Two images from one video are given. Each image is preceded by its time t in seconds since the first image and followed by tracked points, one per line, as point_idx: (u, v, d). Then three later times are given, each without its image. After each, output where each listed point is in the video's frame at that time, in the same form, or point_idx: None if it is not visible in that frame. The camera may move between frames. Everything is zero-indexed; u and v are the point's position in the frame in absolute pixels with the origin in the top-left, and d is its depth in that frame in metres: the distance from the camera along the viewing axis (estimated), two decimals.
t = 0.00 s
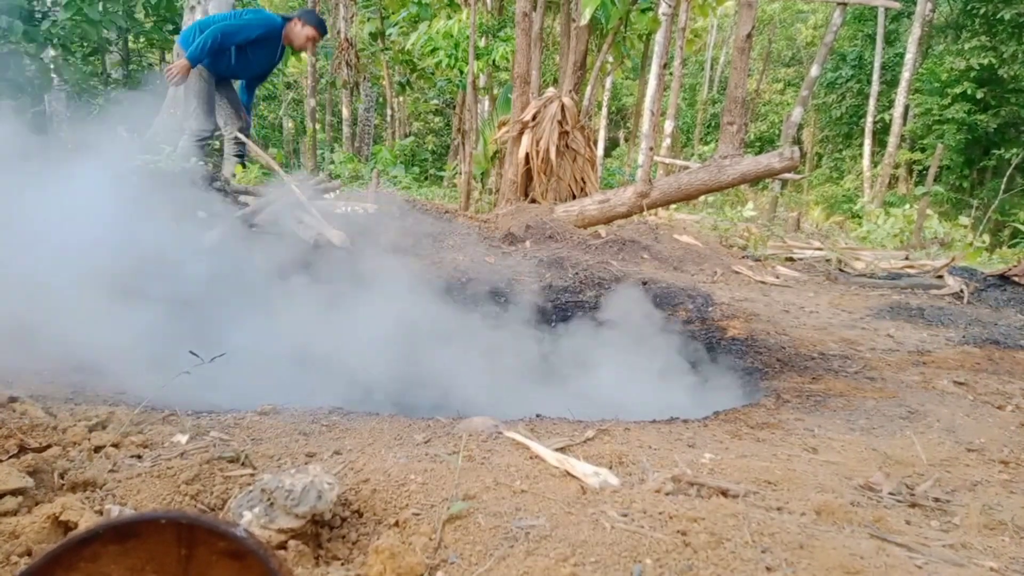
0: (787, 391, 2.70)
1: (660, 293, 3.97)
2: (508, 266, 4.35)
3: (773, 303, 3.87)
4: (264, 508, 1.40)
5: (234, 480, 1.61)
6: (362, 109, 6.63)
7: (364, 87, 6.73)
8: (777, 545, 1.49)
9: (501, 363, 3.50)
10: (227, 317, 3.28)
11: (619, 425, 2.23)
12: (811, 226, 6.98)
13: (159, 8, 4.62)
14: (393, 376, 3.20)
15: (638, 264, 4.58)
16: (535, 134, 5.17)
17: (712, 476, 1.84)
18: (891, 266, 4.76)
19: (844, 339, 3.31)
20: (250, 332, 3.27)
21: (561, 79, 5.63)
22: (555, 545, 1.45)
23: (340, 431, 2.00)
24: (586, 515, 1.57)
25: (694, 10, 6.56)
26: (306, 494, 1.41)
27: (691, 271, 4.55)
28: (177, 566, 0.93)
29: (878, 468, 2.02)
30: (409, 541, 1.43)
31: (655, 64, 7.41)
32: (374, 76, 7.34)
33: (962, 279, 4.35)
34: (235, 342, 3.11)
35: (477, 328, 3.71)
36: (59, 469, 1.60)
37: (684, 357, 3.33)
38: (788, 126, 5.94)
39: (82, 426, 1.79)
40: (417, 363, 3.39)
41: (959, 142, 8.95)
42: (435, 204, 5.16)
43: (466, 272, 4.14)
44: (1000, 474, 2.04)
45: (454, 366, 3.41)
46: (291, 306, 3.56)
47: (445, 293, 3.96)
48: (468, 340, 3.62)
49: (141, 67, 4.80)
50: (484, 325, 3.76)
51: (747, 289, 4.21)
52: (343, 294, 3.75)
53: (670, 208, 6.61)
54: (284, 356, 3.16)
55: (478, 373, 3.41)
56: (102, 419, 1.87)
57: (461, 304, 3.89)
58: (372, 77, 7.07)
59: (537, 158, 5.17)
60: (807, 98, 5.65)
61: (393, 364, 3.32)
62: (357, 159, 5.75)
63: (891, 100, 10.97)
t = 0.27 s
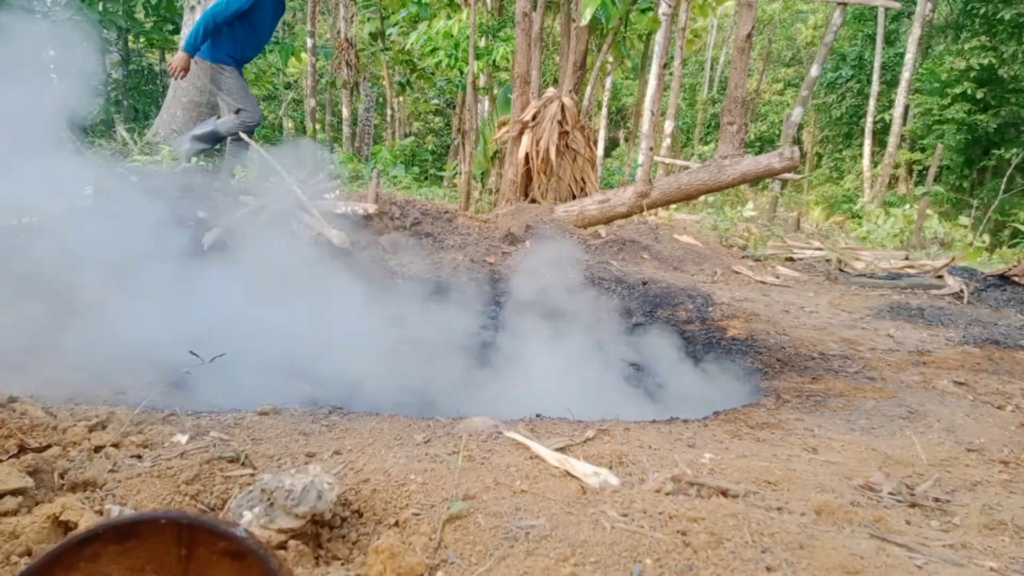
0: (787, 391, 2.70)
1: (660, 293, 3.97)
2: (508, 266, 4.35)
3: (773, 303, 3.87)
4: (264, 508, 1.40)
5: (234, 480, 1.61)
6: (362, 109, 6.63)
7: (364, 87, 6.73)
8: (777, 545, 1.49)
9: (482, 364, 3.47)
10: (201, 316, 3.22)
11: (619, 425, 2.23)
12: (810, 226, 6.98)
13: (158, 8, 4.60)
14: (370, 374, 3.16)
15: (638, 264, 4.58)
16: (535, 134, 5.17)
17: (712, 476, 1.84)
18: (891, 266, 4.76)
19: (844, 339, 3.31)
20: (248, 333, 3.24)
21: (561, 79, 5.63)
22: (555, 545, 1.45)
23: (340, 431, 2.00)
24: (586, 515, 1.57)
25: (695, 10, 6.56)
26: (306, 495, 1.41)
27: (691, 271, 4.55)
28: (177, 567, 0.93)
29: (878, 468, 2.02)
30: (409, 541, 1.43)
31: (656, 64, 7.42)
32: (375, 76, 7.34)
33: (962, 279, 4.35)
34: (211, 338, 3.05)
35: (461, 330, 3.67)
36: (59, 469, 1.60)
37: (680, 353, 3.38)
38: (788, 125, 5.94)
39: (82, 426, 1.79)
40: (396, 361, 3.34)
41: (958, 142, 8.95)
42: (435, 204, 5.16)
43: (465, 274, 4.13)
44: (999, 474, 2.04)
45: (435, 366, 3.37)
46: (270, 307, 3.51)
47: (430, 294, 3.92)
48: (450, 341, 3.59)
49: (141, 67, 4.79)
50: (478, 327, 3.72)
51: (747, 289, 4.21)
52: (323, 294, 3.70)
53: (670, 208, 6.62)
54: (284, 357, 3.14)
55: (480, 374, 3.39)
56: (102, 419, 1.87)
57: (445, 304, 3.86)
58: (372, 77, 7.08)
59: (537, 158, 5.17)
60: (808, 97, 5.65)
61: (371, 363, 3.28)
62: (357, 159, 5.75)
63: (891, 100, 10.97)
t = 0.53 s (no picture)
0: (786, 391, 2.72)
1: (659, 293, 3.99)
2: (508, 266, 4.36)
3: (772, 303, 3.89)
4: (266, 507, 1.42)
5: (236, 479, 1.62)
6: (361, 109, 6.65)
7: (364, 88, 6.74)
8: (776, 543, 1.50)
9: (483, 360, 3.47)
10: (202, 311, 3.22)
11: (618, 424, 2.25)
12: (809, 226, 7.00)
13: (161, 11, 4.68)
14: (371, 373, 3.17)
15: (637, 265, 4.59)
16: (535, 135, 5.19)
17: (711, 475, 1.85)
18: (890, 266, 4.77)
19: (842, 338, 3.33)
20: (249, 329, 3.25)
21: (560, 80, 5.65)
22: (555, 543, 1.46)
23: (341, 430, 2.01)
24: (586, 513, 1.58)
25: (694, 11, 6.58)
26: (307, 493, 1.44)
27: (691, 271, 4.56)
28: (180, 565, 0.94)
29: (876, 467, 2.04)
30: (411, 539, 1.45)
31: (655, 65, 7.44)
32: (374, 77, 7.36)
33: (960, 279, 4.36)
34: (198, 327, 3.08)
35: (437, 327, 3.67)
36: (62, 468, 1.62)
37: (676, 347, 3.41)
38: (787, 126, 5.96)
39: (85, 425, 1.81)
40: (382, 354, 3.37)
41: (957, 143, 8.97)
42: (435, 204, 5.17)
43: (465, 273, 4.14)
44: (996, 473, 2.06)
45: (421, 358, 3.40)
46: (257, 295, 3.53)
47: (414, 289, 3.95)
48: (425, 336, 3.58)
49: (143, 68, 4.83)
50: (477, 325, 3.73)
51: (746, 289, 4.22)
52: (311, 285, 3.71)
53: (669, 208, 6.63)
54: (284, 354, 3.14)
55: (479, 371, 3.39)
56: (104, 418, 1.88)
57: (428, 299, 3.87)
58: (373, 78, 7.10)
59: (536, 158, 5.19)
60: (806, 98, 5.67)
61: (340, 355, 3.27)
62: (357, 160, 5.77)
63: (890, 101, 11.00)
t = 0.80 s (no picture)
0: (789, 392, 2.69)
1: (661, 293, 3.96)
2: (509, 265, 4.34)
3: (775, 303, 3.86)
4: (261, 510, 1.39)
5: (232, 482, 1.60)
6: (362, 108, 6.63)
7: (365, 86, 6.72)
8: (779, 547, 1.48)
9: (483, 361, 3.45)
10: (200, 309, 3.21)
11: (620, 426, 2.22)
12: (812, 225, 6.97)
13: (155, 7, 4.83)
14: (370, 374, 3.15)
15: (639, 264, 4.56)
16: (536, 133, 5.16)
17: (714, 478, 1.83)
18: (894, 266, 4.74)
19: (846, 339, 3.30)
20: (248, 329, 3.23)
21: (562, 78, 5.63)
22: (555, 547, 1.44)
23: (339, 432, 1.99)
24: (587, 517, 1.56)
25: (696, 9, 6.56)
26: (304, 496, 1.40)
27: (693, 270, 4.53)
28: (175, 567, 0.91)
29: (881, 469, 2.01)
30: (409, 543, 1.43)
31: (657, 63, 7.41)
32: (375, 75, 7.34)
33: (965, 279, 4.33)
34: (196, 326, 3.06)
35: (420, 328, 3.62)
36: (56, 470, 1.59)
37: (677, 350, 3.40)
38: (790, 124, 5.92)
39: (80, 426, 1.78)
40: (382, 355, 3.35)
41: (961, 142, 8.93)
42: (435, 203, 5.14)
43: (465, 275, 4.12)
44: (1002, 475, 2.03)
45: (421, 359, 3.38)
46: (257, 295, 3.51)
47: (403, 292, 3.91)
48: (407, 336, 3.53)
49: (142, 66, 4.96)
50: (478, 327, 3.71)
51: (749, 289, 4.19)
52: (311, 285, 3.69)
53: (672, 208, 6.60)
54: (283, 354, 3.12)
55: (480, 371, 3.37)
56: (100, 420, 1.86)
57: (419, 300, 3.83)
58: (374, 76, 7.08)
59: (538, 157, 5.17)
60: (809, 96, 5.63)
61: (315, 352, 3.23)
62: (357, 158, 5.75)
63: (893, 99, 10.95)
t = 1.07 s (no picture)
0: (790, 392, 2.68)
1: (662, 293, 3.95)
2: (509, 265, 4.33)
3: (776, 303, 3.85)
4: (261, 511, 1.39)
5: (231, 482, 1.60)
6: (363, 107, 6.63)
7: (365, 85, 6.71)
8: (780, 548, 1.47)
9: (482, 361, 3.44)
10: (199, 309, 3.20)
11: (620, 427, 2.21)
12: (814, 225, 6.95)
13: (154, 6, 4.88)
14: (369, 373, 3.13)
15: (640, 264, 4.56)
16: (536, 133, 5.15)
17: (714, 478, 1.82)
18: (895, 265, 4.73)
19: (847, 339, 3.29)
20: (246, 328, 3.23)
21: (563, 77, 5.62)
22: (555, 548, 1.44)
23: (338, 433, 1.98)
24: (587, 518, 1.55)
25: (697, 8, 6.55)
26: (304, 497, 1.39)
27: (694, 270, 4.53)
28: (173, 568, 0.95)
29: (882, 470, 2.00)
30: (408, 544, 1.42)
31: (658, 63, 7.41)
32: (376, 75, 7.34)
33: (966, 278, 4.32)
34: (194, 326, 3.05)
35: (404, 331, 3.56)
36: (56, 470, 1.59)
37: (679, 353, 3.38)
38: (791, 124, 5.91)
39: (79, 426, 1.78)
40: (381, 355, 3.34)
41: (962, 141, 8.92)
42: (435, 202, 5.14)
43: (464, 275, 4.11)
44: (1003, 475, 2.03)
45: (420, 358, 3.36)
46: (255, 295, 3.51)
47: (390, 297, 3.85)
48: (385, 339, 3.47)
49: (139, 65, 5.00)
50: (477, 327, 3.70)
51: (749, 289, 4.18)
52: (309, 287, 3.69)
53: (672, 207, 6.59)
54: (281, 354, 3.11)
55: (480, 371, 3.36)
56: (99, 420, 1.85)
57: (418, 302, 3.83)
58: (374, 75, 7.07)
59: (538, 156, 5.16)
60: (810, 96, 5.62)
61: (284, 348, 3.17)
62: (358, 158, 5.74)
63: (894, 99, 10.94)
